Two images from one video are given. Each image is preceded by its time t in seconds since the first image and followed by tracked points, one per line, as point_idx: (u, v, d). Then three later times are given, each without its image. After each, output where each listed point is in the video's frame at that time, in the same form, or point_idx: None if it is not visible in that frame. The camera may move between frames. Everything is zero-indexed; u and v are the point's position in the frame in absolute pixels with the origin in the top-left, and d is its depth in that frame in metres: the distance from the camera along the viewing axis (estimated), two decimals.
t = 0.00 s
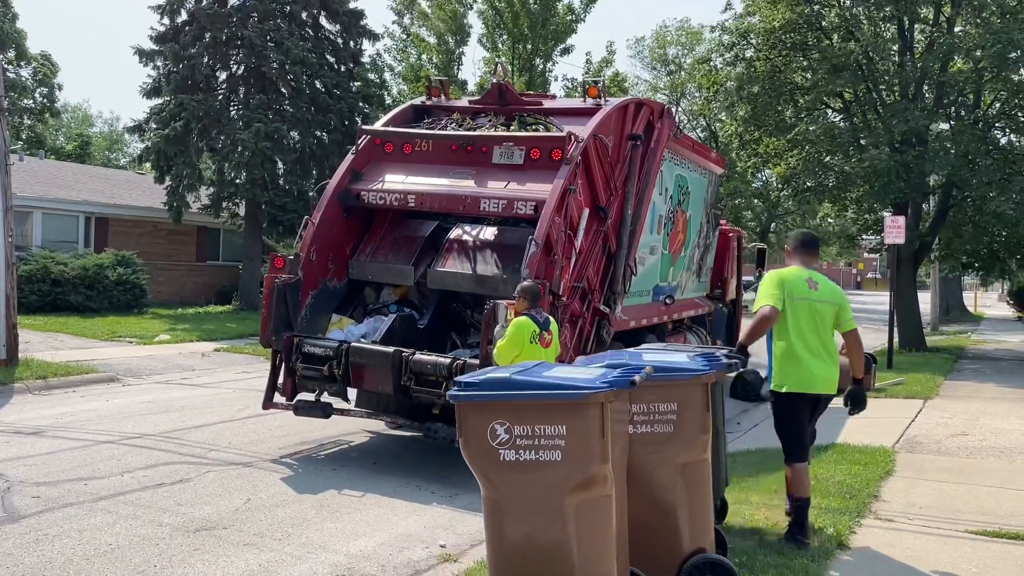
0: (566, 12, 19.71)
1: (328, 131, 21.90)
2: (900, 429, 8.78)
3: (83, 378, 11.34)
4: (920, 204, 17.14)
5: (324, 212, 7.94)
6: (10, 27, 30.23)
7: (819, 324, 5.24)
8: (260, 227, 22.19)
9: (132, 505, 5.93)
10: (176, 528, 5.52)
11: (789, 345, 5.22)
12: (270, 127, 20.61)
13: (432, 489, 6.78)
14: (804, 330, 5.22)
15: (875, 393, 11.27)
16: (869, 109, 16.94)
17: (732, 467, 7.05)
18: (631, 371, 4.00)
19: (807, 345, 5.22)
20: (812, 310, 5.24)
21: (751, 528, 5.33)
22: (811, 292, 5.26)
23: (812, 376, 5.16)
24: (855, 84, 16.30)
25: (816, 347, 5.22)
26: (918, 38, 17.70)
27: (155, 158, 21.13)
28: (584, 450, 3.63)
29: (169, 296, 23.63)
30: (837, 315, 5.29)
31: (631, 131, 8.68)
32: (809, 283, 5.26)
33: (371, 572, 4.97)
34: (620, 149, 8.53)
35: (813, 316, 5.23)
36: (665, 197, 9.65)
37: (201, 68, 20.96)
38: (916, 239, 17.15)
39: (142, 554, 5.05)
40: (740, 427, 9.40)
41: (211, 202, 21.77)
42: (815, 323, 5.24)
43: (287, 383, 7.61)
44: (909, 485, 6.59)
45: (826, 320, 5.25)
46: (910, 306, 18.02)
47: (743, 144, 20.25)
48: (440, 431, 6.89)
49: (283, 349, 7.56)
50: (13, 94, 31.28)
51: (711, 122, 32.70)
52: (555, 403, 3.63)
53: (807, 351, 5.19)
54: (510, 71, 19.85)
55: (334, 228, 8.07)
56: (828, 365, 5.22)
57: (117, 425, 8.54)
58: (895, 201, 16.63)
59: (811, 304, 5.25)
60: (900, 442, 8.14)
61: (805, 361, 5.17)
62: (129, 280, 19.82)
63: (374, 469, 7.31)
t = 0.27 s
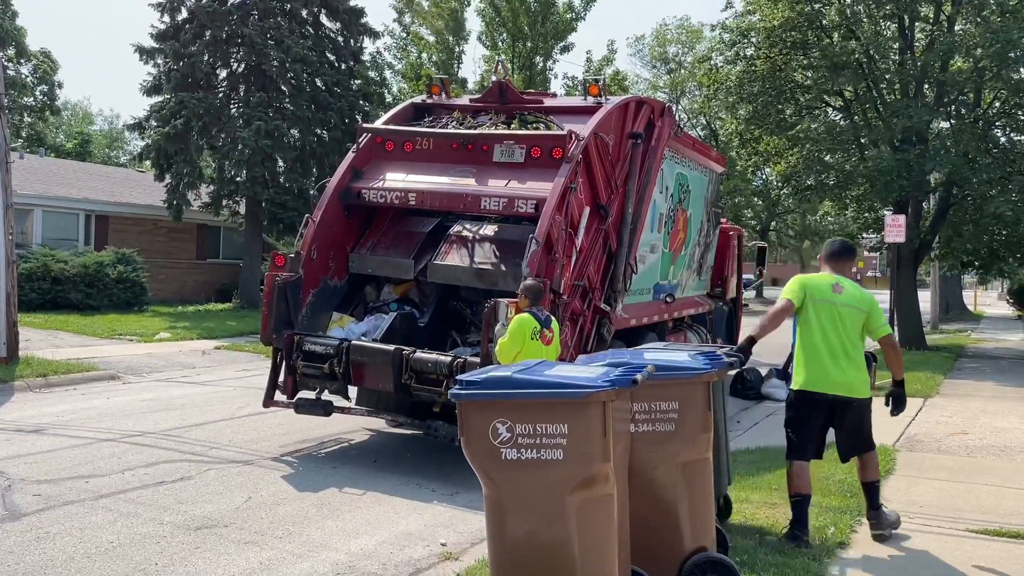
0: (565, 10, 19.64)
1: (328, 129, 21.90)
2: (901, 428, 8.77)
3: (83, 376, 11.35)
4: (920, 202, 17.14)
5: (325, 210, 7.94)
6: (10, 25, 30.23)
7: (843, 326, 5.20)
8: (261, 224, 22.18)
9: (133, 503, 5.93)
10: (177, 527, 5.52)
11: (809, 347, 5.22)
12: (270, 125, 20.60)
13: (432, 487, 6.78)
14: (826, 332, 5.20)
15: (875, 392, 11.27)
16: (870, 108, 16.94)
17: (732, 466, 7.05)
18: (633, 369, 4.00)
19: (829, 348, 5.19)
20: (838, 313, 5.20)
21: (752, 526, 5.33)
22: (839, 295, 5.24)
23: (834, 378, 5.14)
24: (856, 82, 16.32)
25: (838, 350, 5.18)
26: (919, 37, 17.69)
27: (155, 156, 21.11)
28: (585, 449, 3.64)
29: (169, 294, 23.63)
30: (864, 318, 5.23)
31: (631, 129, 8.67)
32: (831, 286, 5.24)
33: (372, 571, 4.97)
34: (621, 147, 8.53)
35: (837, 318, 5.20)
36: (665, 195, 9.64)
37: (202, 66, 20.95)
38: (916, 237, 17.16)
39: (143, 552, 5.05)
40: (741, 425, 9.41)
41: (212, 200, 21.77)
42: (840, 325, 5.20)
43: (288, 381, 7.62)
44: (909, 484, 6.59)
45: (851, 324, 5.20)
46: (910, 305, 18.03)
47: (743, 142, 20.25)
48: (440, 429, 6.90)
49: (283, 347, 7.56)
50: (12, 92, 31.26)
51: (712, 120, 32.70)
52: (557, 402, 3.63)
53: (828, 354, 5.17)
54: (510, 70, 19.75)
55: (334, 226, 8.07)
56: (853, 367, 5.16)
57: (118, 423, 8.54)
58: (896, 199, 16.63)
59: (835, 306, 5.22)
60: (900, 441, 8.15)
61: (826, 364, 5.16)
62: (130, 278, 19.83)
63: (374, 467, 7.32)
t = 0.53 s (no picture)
0: (565, 9, 19.52)
1: (329, 128, 21.90)
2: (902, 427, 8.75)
3: (84, 375, 11.35)
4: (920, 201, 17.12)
5: (325, 209, 7.94)
6: (12, 23, 30.24)
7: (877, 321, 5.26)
8: (261, 223, 22.17)
9: (134, 502, 5.93)
10: (178, 525, 5.52)
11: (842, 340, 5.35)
12: (271, 123, 20.59)
13: (432, 486, 6.78)
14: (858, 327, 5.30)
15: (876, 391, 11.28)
16: (870, 107, 16.93)
17: (732, 465, 7.04)
18: (634, 368, 4.01)
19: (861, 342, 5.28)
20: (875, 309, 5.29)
21: (753, 526, 5.33)
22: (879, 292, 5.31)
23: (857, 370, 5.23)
24: (857, 81, 16.33)
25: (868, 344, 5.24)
26: (920, 36, 17.67)
27: (155, 155, 21.12)
28: (586, 448, 3.63)
29: (170, 292, 23.65)
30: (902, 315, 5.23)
31: (632, 128, 8.67)
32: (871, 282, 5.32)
33: (373, 570, 4.97)
34: (622, 147, 8.52)
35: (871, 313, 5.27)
36: (666, 194, 9.64)
37: (202, 65, 20.95)
38: (917, 237, 17.14)
39: (144, 551, 5.05)
40: (741, 424, 9.41)
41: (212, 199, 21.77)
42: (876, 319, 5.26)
43: (289, 380, 7.61)
44: (910, 484, 6.58)
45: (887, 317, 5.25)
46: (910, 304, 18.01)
47: (744, 141, 20.24)
48: (439, 428, 6.89)
49: (284, 346, 7.55)
50: (13, 90, 31.26)
51: (712, 119, 32.71)
52: (558, 401, 3.63)
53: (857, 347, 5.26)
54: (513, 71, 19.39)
55: (335, 225, 8.07)
56: (879, 360, 5.19)
57: (119, 421, 8.54)
58: (896, 199, 16.62)
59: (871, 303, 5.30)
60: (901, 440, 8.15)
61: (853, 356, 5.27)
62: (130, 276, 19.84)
63: (375, 466, 7.32)
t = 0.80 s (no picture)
0: (566, 8, 19.43)
1: (329, 128, 21.92)
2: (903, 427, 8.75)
3: (84, 374, 11.35)
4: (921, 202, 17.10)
5: (326, 209, 7.94)
6: (13, 23, 30.24)
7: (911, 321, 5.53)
8: (261, 222, 22.17)
9: (135, 501, 5.93)
10: (179, 525, 5.52)
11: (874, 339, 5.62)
12: (272, 123, 20.59)
13: (433, 486, 6.77)
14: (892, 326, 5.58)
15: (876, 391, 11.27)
16: (871, 107, 16.93)
17: (733, 465, 7.04)
18: (635, 368, 4.01)
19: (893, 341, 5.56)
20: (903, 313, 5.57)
21: (753, 526, 5.32)
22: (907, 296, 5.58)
23: (890, 364, 5.47)
24: (858, 81, 16.32)
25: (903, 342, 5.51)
26: (921, 36, 17.65)
27: (156, 154, 21.12)
28: (587, 448, 3.63)
29: (170, 292, 23.65)
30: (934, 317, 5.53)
31: (633, 128, 8.67)
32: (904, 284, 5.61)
33: (374, 569, 4.96)
34: (622, 147, 8.52)
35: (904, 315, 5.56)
36: (667, 194, 9.63)
37: (203, 64, 20.95)
38: (918, 237, 17.12)
39: (145, 550, 5.05)
40: (741, 424, 9.40)
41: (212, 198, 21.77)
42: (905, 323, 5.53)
43: (289, 380, 7.61)
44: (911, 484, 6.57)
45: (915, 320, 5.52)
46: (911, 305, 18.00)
47: (745, 141, 20.22)
48: (439, 427, 6.88)
49: (285, 345, 7.55)
50: (13, 89, 31.26)
51: (713, 119, 32.70)
52: (558, 402, 3.63)
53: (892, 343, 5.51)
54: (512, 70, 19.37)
55: (335, 225, 8.06)
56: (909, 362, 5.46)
57: (119, 421, 8.54)
58: (897, 199, 16.60)
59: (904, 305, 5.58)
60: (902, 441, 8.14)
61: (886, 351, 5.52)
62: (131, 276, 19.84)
63: (375, 466, 7.31)
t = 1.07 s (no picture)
0: (566, 8, 19.39)
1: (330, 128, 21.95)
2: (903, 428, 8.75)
3: (85, 374, 11.35)
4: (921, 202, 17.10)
5: (326, 209, 7.93)
6: (14, 23, 30.25)
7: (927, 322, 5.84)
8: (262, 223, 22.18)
9: (135, 502, 5.93)
10: (179, 525, 5.52)
11: (892, 337, 6.00)
12: (272, 123, 20.60)
13: (434, 486, 6.77)
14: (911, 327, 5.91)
15: (876, 392, 11.27)
16: (872, 107, 16.94)
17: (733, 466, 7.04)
18: (636, 369, 4.00)
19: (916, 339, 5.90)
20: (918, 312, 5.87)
21: (754, 527, 5.32)
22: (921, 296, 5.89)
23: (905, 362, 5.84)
24: (858, 81, 16.32)
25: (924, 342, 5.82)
26: (921, 36, 17.65)
27: (156, 155, 21.13)
28: (588, 448, 3.63)
29: (171, 292, 23.66)
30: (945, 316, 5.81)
31: (634, 128, 8.67)
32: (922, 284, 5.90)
33: (374, 570, 4.96)
34: (623, 147, 8.52)
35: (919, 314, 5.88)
36: (667, 195, 9.63)
37: (204, 64, 20.95)
38: (918, 238, 17.12)
39: (145, 550, 5.05)
40: (742, 425, 9.41)
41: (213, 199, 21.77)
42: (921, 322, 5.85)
43: (290, 380, 7.60)
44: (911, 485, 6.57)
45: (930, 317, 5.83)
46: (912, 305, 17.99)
47: (745, 142, 20.23)
48: (439, 428, 6.88)
49: (285, 346, 7.55)
50: (14, 89, 31.26)
51: (714, 119, 32.71)
52: (559, 402, 3.62)
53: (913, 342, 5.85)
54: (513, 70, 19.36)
55: (336, 225, 8.06)
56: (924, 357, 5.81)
57: (120, 421, 8.54)
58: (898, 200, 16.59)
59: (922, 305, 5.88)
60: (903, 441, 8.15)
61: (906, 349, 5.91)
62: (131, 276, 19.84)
63: (376, 466, 7.31)
